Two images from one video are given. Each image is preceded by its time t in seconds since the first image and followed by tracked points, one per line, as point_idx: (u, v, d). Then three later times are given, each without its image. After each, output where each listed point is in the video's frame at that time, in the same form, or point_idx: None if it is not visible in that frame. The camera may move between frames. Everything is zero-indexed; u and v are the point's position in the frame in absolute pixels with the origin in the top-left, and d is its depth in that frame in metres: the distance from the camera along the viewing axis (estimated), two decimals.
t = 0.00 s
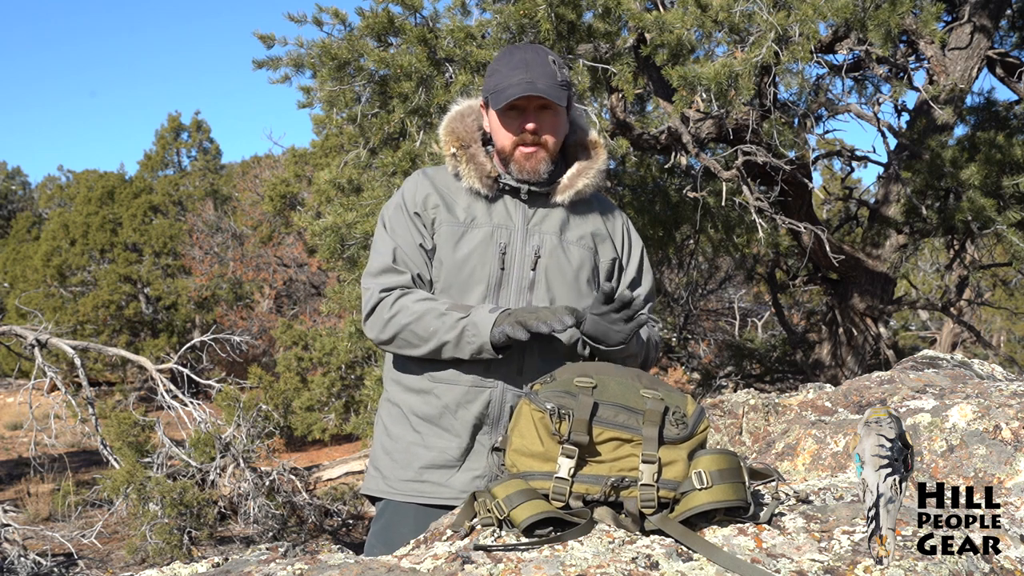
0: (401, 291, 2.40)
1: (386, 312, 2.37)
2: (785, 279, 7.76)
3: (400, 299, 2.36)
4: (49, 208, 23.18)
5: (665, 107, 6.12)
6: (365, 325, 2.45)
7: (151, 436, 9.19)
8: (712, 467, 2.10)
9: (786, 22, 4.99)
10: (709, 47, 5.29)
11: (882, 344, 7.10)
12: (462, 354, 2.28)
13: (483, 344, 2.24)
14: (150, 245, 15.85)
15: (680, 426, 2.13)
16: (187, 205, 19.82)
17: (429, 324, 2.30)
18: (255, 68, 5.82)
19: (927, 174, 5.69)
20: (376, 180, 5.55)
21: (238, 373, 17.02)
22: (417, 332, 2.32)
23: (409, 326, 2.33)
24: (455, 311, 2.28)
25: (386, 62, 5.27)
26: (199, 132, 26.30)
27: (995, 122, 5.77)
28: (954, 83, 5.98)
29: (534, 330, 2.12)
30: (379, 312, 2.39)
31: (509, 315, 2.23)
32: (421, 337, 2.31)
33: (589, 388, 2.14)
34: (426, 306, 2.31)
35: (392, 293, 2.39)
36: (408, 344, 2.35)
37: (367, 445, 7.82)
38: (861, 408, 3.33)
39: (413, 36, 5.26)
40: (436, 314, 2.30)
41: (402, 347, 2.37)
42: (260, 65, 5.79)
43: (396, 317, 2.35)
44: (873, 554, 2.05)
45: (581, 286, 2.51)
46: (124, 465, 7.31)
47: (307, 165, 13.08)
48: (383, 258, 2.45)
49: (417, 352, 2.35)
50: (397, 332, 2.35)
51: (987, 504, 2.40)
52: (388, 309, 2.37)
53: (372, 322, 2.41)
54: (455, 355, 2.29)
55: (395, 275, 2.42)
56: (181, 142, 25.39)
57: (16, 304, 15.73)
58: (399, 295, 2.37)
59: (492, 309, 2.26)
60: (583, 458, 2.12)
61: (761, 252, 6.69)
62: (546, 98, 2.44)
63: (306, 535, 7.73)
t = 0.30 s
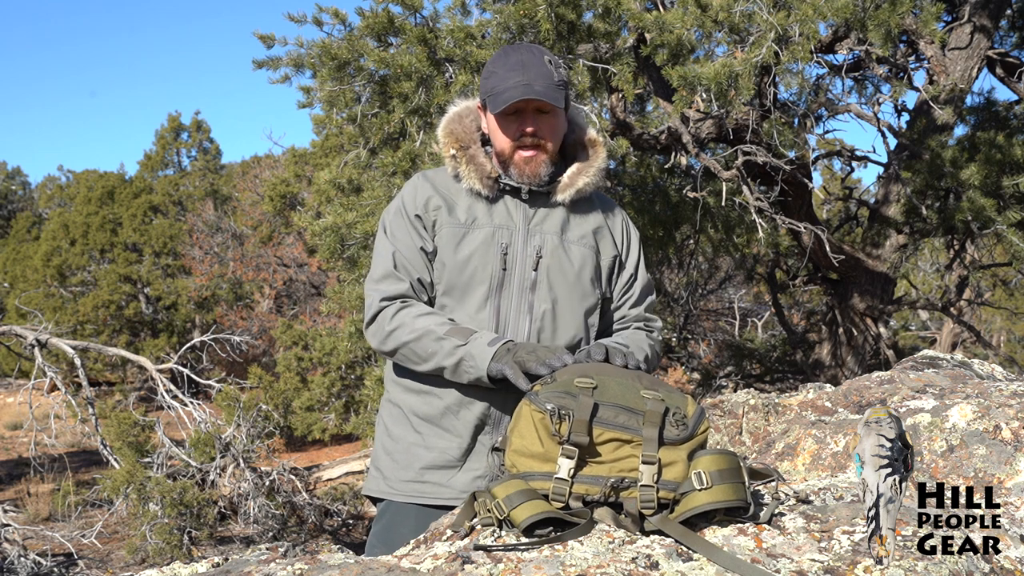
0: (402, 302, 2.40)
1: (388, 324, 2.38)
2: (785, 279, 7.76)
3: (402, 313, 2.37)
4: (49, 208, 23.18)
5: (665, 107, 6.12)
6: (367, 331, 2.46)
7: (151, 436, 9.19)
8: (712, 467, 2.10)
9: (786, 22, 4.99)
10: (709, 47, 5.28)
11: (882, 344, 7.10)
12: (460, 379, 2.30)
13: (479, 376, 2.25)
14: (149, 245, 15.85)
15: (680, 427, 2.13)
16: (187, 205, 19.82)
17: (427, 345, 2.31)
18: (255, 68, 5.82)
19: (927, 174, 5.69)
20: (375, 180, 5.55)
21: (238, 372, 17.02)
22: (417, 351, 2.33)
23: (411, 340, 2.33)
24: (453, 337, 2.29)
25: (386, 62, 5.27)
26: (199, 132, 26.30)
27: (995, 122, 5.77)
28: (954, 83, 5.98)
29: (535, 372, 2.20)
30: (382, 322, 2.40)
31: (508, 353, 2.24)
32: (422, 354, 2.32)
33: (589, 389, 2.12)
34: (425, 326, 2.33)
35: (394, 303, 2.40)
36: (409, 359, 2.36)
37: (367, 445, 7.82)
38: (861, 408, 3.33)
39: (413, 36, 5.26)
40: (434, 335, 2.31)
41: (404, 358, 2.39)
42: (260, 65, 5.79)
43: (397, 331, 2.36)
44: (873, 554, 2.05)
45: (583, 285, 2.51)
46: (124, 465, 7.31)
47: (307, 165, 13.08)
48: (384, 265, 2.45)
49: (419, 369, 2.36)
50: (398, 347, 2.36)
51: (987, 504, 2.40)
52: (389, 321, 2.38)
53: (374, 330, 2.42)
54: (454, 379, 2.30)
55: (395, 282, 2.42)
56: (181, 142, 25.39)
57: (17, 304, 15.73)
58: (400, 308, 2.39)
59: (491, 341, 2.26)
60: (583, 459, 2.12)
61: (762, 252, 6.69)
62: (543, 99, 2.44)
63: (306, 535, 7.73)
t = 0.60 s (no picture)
0: (399, 306, 2.41)
1: (385, 327, 2.39)
2: (785, 279, 7.76)
3: (399, 317, 2.38)
4: (49, 208, 23.17)
5: (665, 107, 6.12)
6: (365, 334, 2.47)
7: (151, 436, 9.18)
8: (712, 467, 2.10)
9: (786, 22, 5.00)
10: (709, 47, 5.28)
11: (882, 344, 7.10)
12: (456, 385, 2.30)
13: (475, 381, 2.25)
14: (149, 245, 15.85)
15: (680, 426, 2.13)
16: (187, 205, 19.82)
17: (424, 351, 2.32)
18: (255, 68, 5.82)
19: (927, 174, 5.69)
20: (375, 180, 5.55)
21: (238, 372, 17.03)
22: (413, 355, 2.34)
23: (408, 345, 2.34)
24: (449, 343, 2.29)
25: (386, 62, 5.27)
26: (199, 132, 26.29)
27: (995, 122, 5.77)
28: (954, 83, 5.98)
29: (534, 374, 2.19)
30: (379, 325, 2.40)
31: (504, 359, 2.24)
32: (419, 359, 2.33)
33: (589, 389, 2.12)
34: (422, 332, 2.33)
35: (391, 307, 2.40)
36: (407, 362, 2.37)
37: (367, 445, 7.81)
38: (861, 408, 3.33)
39: (413, 36, 5.26)
40: (430, 341, 2.31)
41: (401, 362, 2.40)
42: (260, 65, 5.79)
43: (395, 335, 2.37)
44: (873, 554, 2.05)
45: (581, 285, 2.51)
46: (124, 465, 7.31)
47: (307, 165, 13.07)
48: (381, 268, 2.45)
49: (416, 373, 2.37)
50: (395, 350, 2.37)
51: (987, 504, 2.40)
52: (387, 325, 2.39)
53: (372, 334, 2.43)
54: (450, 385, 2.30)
55: (392, 286, 2.43)
56: (181, 142, 25.38)
57: (17, 304, 15.73)
58: (397, 311, 2.39)
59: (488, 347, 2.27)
60: (583, 459, 2.12)
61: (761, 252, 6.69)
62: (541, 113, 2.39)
63: (306, 535, 7.73)
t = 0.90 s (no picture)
0: (394, 314, 2.40)
1: (380, 335, 2.38)
2: (785, 279, 7.76)
3: (395, 324, 2.37)
4: (49, 208, 23.17)
5: (665, 107, 6.12)
6: (360, 343, 2.46)
7: (151, 436, 9.19)
8: (712, 467, 2.10)
9: (786, 22, 5.00)
10: (709, 47, 5.28)
11: (882, 344, 7.10)
12: (457, 390, 2.31)
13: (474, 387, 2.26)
14: (149, 245, 15.85)
15: (680, 428, 2.13)
16: (187, 205, 19.81)
17: (422, 357, 2.32)
18: (255, 68, 5.83)
19: (927, 174, 5.69)
20: (375, 180, 5.55)
21: (238, 373, 17.03)
22: (411, 362, 2.33)
23: (405, 352, 2.34)
24: (447, 348, 2.29)
25: (386, 62, 5.27)
26: (199, 132, 26.29)
27: (995, 122, 5.77)
28: (954, 83, 5.98)
29: (534, 375, 2.20)
30: (374, 334, 2.39)
31: (503, 362, 2.26)
32: (417, 365, 2.33)
33: (589, 390, 2.12)
34: (419, 338, 2.33)
35: (386, 315, 2.39)
36: (404, 369, 2.37)
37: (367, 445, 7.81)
38: (861, 408, 3.33)
39: (413, 36, 5.26)
40: (428, 346, 2.31)
41: (398, 369, 2.39)
42: (260, 65, 5.80)
43: (391, 343, 2.36)
44: (873, 554, 2.05)
45: (575, 282, 2.52)
46: (124, 465, 7.32)
47: (307, 165, 13.07)
48: (373, 276, 2.44)
49: (415, 379, 2.37)
50: (392, 359, 2.37)
51: (987, 503, 2.40)
52: (382, 333, 2.38)
53: (368, 342, 2.42)
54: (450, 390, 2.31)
55: (385, 294, 2.41)
56: (181, 142, 25.37)
57: (17, 304, 15.74)
58: (392, 319, 2.38)
59: (485, 349, 2.27)
60: (583, 460, 2.12)
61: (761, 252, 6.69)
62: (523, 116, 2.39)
63: (306, 535, 7.73)
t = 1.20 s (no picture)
0: (385, 324, 2.38)
1: (373, 347, 2.36)
2: (785, 279, 7.76)
3: (387, 335, 2.35)
4: (49, 208, 23.16)
5: (665, 107, 6.12)
6: (350, 356, 2.44)
7: (151, 436, 9.19)
8: (712, 468, 2.09)
9: (786, 22, 5.00)
10: (709, 47, 5.28)
11: (882, 344, 7.10)
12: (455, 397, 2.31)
13: (473, 393, 2.26)
14: (149, 245, 15.85)
15: (680, 430, 2.13)
16: (187, 205, 19.81)
17: (418, 366, 2.31)
18: (255, 68, 5.85)
19: (927, 174, 5.69)
20: (375, 181, 5.54)
21: (238, 373, 17.03)
22: (407, 371, 2.32)
23: (400, 363, 2.33)
24: (443, 356, 2.28)
25: (386, 62, 5.27)
26: (199, 132, 26.29)
27: (995, 122, 5.77)
28: (954, 83, 5.98)
29: (533, 378, 2.20)
30: (366, 347, 2.37)
31: (500, 367, 2.25)
32: (414, 374, 2.32)
33: (589, 393, 2.12)
34: (413, 347, 2.32)
35: (376, 327, 2.37)
36: (399, 379, 2.36)
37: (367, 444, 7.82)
38: (861, 408, 3.33)
39: (413, 36, 5.27)
40: (424, 354, 2.30)
41: (392, 380, 2.38)
42: (260, 65, 5.82)
43: (384, 354, 2.35)
44: (873, 554, 2.05)
45: (565, 276, 2.53)
46: (124, 465, 7.32)
47: (307, 165, 13.06)
48: (362, 288, 2.42)
49: (411, 388, 2.36)
50: (387, 369, 2.35)
51: (987, 504, 2.40)
52: (374, 345, 2.36)
53: (359, 356, 2.40)
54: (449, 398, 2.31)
55: (375, 306, 2.39)
56: (181, 142, 25.37)
57: (17, 304, 15.75)
58: (383, 330, 2.36)
59: (483, 354, 2.27)
60: (583, 462, 2.12)
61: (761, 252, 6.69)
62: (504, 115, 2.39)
63: (306, 535, 7.72)
